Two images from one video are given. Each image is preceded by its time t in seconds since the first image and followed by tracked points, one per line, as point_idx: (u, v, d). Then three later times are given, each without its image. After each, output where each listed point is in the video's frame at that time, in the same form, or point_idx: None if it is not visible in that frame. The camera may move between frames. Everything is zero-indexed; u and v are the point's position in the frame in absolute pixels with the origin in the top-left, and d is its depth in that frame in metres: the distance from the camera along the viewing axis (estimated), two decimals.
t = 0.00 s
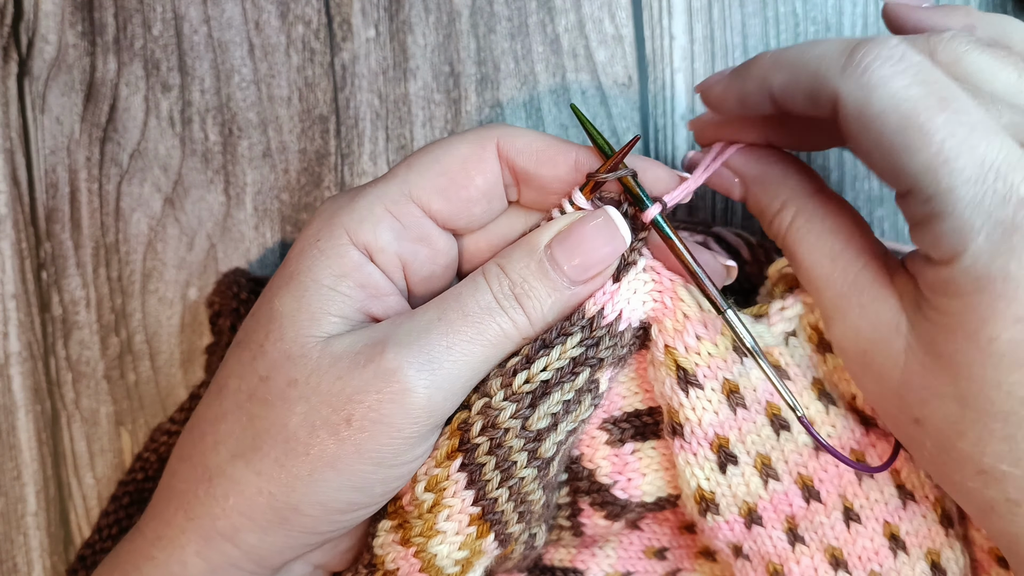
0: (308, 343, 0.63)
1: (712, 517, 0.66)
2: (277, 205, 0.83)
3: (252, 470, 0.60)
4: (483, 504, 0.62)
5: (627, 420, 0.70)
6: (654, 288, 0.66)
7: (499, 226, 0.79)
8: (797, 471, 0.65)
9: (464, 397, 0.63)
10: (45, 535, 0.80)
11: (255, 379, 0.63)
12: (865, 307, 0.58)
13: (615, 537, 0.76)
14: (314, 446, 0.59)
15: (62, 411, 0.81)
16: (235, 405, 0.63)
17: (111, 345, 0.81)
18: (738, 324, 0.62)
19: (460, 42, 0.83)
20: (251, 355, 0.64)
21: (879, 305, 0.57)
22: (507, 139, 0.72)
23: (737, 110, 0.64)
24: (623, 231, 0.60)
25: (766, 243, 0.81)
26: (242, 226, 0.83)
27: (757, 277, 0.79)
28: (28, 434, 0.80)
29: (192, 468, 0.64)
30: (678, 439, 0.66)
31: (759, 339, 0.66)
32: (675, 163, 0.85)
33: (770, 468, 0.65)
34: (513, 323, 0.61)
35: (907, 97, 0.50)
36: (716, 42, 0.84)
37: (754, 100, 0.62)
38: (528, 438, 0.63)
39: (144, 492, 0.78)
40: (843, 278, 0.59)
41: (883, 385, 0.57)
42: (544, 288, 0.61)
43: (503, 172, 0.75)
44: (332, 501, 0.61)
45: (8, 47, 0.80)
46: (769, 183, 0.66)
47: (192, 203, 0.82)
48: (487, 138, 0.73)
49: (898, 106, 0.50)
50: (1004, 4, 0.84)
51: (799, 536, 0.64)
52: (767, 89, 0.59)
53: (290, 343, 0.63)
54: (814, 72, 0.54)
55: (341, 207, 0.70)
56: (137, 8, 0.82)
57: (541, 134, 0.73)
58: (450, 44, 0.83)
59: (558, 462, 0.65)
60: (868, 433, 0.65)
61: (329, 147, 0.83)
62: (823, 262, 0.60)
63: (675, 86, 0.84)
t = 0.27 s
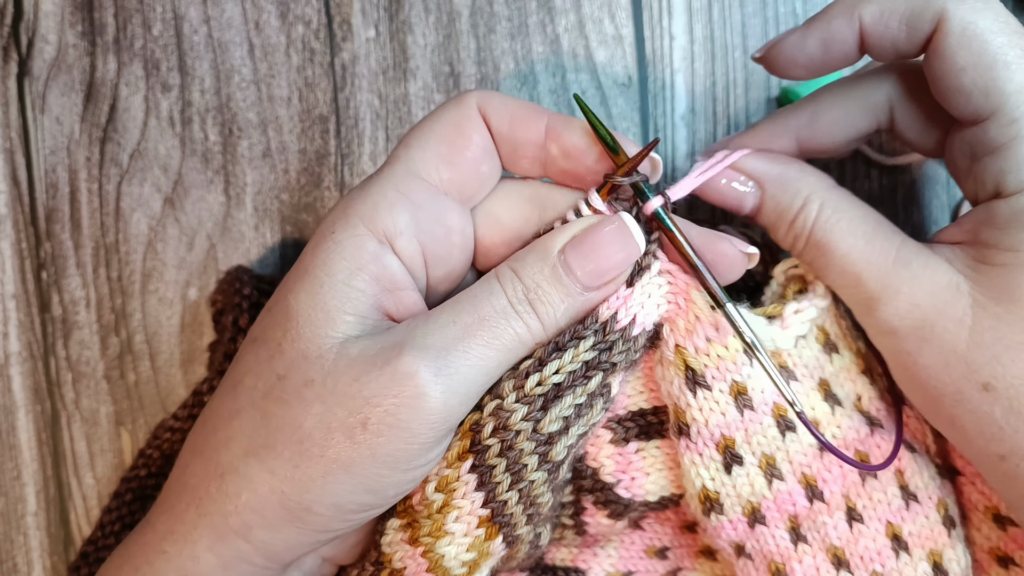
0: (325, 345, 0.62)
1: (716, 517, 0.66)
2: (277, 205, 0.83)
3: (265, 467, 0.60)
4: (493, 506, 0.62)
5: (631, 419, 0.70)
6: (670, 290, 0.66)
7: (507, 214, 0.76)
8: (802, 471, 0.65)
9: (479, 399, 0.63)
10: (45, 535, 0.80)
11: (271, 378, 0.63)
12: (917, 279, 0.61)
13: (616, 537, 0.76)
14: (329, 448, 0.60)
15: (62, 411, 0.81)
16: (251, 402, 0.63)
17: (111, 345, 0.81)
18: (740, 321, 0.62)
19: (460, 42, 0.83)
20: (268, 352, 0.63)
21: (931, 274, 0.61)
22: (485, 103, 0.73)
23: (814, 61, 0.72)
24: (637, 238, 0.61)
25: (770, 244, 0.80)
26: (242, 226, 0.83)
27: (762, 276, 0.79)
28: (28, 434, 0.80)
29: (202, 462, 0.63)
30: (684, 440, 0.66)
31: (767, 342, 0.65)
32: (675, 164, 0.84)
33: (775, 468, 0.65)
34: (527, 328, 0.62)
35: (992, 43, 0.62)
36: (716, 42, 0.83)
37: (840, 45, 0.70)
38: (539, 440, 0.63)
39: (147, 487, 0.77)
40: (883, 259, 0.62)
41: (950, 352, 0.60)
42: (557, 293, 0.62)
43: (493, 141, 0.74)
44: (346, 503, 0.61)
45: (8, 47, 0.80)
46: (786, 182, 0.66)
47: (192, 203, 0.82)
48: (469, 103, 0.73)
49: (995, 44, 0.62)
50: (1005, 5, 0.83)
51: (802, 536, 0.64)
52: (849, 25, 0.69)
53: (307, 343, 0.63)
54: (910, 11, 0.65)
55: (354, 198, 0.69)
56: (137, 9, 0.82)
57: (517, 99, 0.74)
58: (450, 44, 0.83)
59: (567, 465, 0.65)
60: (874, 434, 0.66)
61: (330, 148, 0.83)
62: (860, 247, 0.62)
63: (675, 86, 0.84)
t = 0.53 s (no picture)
0: (330, 339, 0.63)
1: (716, 515, 0.66)
2: (277, 205, 0.83)
3: (275, 465, 0.60)
4: (493, 496, 0.62)
5: (631, 418, 0.70)
6: (669, 281, 0.65)
7: (514, 215, 0.77)
8: (802, 470, 0.65)
9: (481, 390, 0.63)
10: (45, 535, 0.80)
11: (278, 376, 0.63)
12: (903, 283, 0.63)
13: (616, 537, 0.76)
14: (338, 441, 0.60)
15: (62, 411, 0.81)
16: (258, 401, 0.63)
17: (111, 345, 0.81)
18: (733, 314, 0.63)
19: (460, 42, 0.83)
20: (274, 352, 0.64)
21: (915, 278, 0.63)
22: (497, 111, 0.72)
23: (825, 83, 0.73)
24: (633, 229, 0.61)
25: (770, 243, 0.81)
26: (242, 226, 0.83)
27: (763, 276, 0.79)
28: (28, 434, 0.80)
29: (211, 462, 0.63)
30: (684, 435, 0.66)
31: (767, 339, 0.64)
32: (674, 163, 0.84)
33: (775, 466, 0.65)
34: (528, 316, 0.62)
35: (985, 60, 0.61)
36: (716, 42, 0.84)
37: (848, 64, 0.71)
38: (540, 428, 0.63)
39: (148, 487, 0.77)
40: (874, 260, 0.65)
41: (928, 356, 0.62)
42: (556, 283, 0.62)
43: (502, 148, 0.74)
44: (357, 497, 0.61)
45: (8, 47, 0.80)
46: (791, 178, 0.70)
47: (192, 203, 0.82)
48: (481, 110, 0.72)
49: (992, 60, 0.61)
50: (1005, 5, 0.83)
51: (804, 535, 0.64)
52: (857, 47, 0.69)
53: (313, 341, 0.63)
54: (908, 29, 0.65)
55: (363, 199, 0.69)
56: (137, 9, 0.82)
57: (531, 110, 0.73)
58: (450, 44, 0.83)
59: (567, 456, 0.65)
60: (874, 433, 0.66)
61: (330, 148, 0.83)
62: (852, 246, 0.65)
63: (675, 86, 0.84)
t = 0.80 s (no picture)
0: (329, 340, 0.63)
1: (716, 516, 0.66)
2: (277, 205, 0.83)
3: (274, 465, 0.60)
4: (492, 497, 0.62)
5: (631, 419, 0.70)
6: (667, 284, 0.66)
7: (513, 216, 0.77)
8: (802, 471, 0.65)
9: (480, 391, 0.63)
10: (45, 535, 0.80)
11: (277, 376, 0.63)
12: (911, 287, 0.63)
13: (616, 537, 0.76)
14: (337, 441, 0.60)
15: (62, 411, 0.81)
16: (257, 401, 0.63)
17: (111, 345, 0.81)
18: (733, 317, 0.62)
19: (460, 42, 0.83)
20: (273, 352, 0.64)
21: (925, 283, 0.63)
22: (498, 113, 0.72)
23: (824, 78, 0.73)
24: (632, 229, 0.61)
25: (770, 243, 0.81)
26: (242, 226, 0.83)
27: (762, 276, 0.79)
28: (28, 434, 0.80)
29: (210, 462, 0.63)
30: (684, 437, 0.66)
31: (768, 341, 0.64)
32: (675, 163, 0.84)
33: (775, 467, 0.65)
34: (527, 317, 0.62)
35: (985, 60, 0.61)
36: (716, 42, 0.84)
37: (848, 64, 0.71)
38: (538, 429, 0.63)
39: (148, 486, 0.77)
40: (882, 265, 0.64)
41: (940, 361, 0.61)
42: (556, 284, 0.62)
43: (503, 150, 0.74)
44: (356, 497, 0.61)
45: (8, 47, 0.80)
46: (798, 181, 0.70)
47: (192, 203, 0.82)
48: (482, 111, 0.72)
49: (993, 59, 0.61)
50: (1005, 4, 0.84)
51: (803, 535, 0.64)
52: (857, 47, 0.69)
53: (312, 341, 0.63)
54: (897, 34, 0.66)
55: (364, 201, 0.69)
56: (137, 9, 0.82)
57: (531, 111, 0.73)
58: (449, 45, 0.83)
59: (566, 457, 0.65)
60: (875, 433, 0.66)
61: (329, 148, 0.83)
62: (860, 251, 0.65)
63: (675, 86, 0.84)
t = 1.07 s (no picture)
0: (326, 340, 0.63)
1: (716, 516, 0.66)
2: (277, 205, 0.83)
3: (272, 466, 0.60)
4: (491, 499, 0.62)
5: (631, 419, 0.70)
6: (665, 285, 0.66)
7: (512, 217, 0.77)
8: (802, 471, 0.65)
9: (478, 392, 0.63)
10: (45, 535, 0.80)
11: (274, 376, 0.62)
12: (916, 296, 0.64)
13: (616, 537, 0.76)
14: (334, 441, 0.59)
15: (62, 411, 0.81)
16: (255, 402, 0.63)
17: (111, 345, 0.81)
18: (730, 319, 0.62)
19: (460, 42, 0.83)
20: (270, 352, 0.64)
21: (930, 292, 0.64)
22: (496, 114, 0.72)
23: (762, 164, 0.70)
24: (631, 232, 0.61)
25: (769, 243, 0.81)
26: (242, 226, 0.83)
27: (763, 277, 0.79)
28: (28, 434, 0.80)
29: (208, 463, 0.63)
30: (684, 438, 0.66)
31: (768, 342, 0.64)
32: (674, 164, 0.84)
33: (775, 467, 0.65)
34: (524, 318, 0.62)
35: (923, 127, 0.59)
36: (716, 42, 0.83)
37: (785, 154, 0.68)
38: (536, 430, 0.63)
39: (148, 486, 0.77)
40: (887, 275, 0.65)
41: (943, 369, 0.63)
42: (553, 285, 0.62)
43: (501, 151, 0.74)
44: (353, 498, 0.61)
45: (8, 47, 0.80)
46: (802, 192, 0.70)
47: (192, 203, 0.82)
48: (481, 113, 0.72)
49: (929, 122, 0.59)
50: (1005, 3, 0.84)
51: (803, 536, 0.64)
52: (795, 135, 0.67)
53: (309, 341, 0.63)
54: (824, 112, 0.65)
55: (361, 202, 0.69)
56: (137, 9, 0.82)
57: (530, 113, 0.73)
58: (449, 44, 0.83)
59: (565, 458, 0.65)
60: (875, 433, 0.66)
61: (330, 148, 0.83)
62: (865, 261, 0.66)
63: (675, 87, 0.84)
